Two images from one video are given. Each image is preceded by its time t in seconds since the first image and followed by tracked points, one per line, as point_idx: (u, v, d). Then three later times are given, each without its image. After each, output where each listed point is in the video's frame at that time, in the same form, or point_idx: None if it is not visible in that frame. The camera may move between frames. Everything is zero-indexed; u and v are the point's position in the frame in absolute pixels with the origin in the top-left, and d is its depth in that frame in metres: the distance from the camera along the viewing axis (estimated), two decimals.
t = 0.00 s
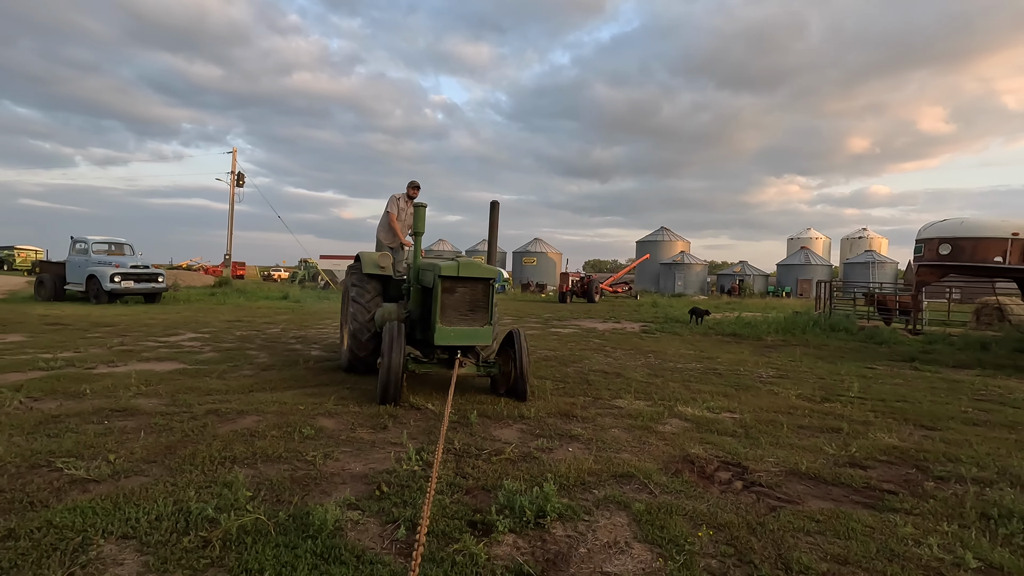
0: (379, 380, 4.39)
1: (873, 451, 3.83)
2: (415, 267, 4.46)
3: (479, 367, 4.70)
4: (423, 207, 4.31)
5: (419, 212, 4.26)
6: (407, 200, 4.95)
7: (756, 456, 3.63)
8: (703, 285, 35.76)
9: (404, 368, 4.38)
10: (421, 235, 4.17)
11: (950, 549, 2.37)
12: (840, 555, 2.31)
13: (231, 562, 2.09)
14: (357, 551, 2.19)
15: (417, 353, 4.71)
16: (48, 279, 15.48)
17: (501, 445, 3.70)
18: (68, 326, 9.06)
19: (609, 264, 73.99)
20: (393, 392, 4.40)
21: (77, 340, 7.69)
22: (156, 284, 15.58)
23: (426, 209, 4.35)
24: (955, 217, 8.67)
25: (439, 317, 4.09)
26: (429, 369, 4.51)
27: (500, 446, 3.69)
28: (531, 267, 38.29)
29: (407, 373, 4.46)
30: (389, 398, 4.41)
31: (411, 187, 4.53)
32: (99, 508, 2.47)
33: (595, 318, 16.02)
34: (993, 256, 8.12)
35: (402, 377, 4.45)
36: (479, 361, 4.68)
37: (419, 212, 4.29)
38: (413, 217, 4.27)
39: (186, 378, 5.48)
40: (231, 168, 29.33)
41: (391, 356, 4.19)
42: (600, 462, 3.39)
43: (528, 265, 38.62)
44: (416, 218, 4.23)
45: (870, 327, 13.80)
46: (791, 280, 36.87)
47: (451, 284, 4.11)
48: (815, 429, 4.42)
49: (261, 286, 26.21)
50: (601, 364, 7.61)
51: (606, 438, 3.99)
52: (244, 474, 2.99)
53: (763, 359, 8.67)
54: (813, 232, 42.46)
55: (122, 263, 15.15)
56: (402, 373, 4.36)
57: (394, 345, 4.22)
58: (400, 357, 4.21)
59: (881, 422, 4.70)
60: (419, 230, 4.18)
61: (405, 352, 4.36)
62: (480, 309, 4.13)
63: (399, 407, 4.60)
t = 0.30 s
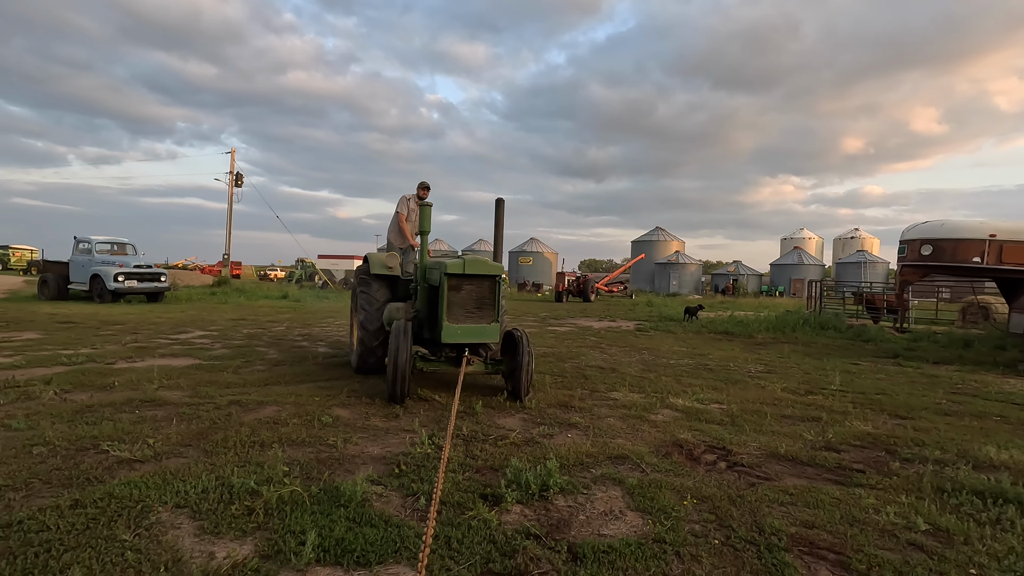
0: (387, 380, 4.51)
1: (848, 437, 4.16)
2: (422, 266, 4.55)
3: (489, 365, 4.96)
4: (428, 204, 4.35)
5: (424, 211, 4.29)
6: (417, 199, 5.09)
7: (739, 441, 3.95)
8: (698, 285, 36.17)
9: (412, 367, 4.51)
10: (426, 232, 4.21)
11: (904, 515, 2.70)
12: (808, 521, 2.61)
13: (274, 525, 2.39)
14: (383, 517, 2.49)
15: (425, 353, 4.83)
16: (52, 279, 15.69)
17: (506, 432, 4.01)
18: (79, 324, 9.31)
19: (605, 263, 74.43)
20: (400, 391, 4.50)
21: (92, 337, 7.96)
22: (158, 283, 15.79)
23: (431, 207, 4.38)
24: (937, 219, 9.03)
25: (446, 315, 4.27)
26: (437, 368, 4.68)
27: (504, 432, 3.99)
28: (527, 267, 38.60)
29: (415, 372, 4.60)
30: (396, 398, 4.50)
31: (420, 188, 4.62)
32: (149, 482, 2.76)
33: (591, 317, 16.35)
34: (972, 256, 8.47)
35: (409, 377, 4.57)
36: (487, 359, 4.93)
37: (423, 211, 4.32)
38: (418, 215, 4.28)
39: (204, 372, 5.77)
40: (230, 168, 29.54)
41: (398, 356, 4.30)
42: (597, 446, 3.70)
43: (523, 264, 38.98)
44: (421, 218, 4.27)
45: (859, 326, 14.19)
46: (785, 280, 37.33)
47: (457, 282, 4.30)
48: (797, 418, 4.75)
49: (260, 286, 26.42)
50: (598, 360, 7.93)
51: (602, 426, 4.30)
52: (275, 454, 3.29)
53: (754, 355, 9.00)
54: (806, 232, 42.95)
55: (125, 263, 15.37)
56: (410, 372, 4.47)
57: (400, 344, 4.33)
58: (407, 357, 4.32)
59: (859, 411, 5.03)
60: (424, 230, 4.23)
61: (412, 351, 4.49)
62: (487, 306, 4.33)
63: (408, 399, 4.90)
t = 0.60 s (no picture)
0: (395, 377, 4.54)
1: (828, 424, 4.46)
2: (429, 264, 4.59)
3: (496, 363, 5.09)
4: (434, 202, 4.45)
5: (431, 211, 4.39)
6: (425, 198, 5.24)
7: (726, 427, 4.26)
8: (693, 284, 36.55)
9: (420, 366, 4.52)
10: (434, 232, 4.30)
11: (870, 488, 3.00)
12: (784, 492, 2.90)
13: (304, 496, 2.65)
14: (403, 488, 2.78)
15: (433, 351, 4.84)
16: (54, 279, 15.86)
17: (508, 419, 4.29)
18: (87, 322, 9.51)
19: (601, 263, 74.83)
20: (407, 389, 4.53)
21: (102, 334, 8.17)
22: (160, 282, 15.98)
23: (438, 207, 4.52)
24: (920, 220, 9.36)
25: (454, 314, 4.36)
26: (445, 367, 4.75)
27: (507, 419, 4.28)
28: (523, 266, 38.87)
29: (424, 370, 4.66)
30: (403, 395, 4.54)
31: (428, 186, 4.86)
32: (186, 461, 3.03)
33: (587, 315, 16.66)
34: (953, 256, 8.82)
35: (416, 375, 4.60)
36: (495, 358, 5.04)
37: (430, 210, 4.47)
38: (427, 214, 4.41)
39: (217, 367, 6.02)
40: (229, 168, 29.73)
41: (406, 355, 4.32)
42: (593, 431, 4.00)
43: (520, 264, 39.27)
44: (430, 216, 4.40)
45: (848, 323, 14.54)
46: (778, 280, 37.75)
47: (465, 281, 4.39)
48: (781, 408, 5.05)
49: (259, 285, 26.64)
50: (594, 356, 8.23)
51: (599, 414, 4.59)
52: (297, 437, 3.56)
53: (744, 351, 9.31)
54: (799, 232, 43.43)
55: (128, 263, 15.56)
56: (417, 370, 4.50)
57: (409, 343, 4.35)
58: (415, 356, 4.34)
59: (839, 401, 5.34)
60: (432, 229, 4.33)
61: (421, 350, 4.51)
62: (495, 304, 4.41)
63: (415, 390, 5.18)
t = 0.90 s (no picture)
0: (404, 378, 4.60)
1: (810, 412, 4.79)
2: (440, 265, 4.78)
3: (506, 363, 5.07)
4: (445, 204, 4.61)
5: (443, 212, 4.59)
6: (435, 197, 5.44)
7: (715, 414, 4.58)
8: (688, 283, 36.95)
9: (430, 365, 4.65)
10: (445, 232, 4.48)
11: (841, 465, 3.33)
12: (763, 469, 3.23)
13: (334, 471, 2.96)
14: (422, 465, 3.09)
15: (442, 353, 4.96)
16: (59, 278, 16.09)
17: (512, 408, 4.60)
18: (97, 319, 9.74)
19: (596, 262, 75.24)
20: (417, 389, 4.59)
21: (116, 331, 8.42)
22: (164, 281, 16.24)
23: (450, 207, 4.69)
24: (905, 221, 9.68)
25: (464, 315, 4.39)
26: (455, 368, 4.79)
27: (511, 408, 4.59)
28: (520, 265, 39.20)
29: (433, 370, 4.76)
30: (413, 397, 4.58)
31: (437, 184, 5.10)
32: (222, 442, 3.33)
33: (583, 314, 17.00)
34: (935, 256, 9.14)
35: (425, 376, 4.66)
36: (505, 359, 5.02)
37: (442, 211, 4.66)
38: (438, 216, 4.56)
39: (233, 361, 6.31)
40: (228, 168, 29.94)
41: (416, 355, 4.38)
42: (591, 417, 4.32)
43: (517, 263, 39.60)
44: (441, 217, 4.59)
45: (838, 321, 14.92)
46: (772, 279, 38.20)
47: (476, 282, 4.42)
48: (768, 398, 5.39)
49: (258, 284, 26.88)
50: (591, 351, 8.55)
51: (597, 404, 4.91)
52: (319, 422, 3.87)
53: (736, 347, 9.65)
54: (793, 231, 43.92)
55: (133, 262, 15.81)
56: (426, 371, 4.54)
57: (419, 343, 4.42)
58: (425, 355, 4.40)
59: (823, 393, 5.68)
60: (443, 230, 4.45)
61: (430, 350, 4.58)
62: (505, 306, 4.43)
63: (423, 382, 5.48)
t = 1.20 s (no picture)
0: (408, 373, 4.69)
1: (794, 401, 5.10)
2: (446, 261, 4.96)
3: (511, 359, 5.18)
4: (452, 201, 4.78)
5: (448, 207, 4.72)
6: (441, 196, 5.59)
7: (704, 403, 4.89)
8: (684, 283, 37.28)
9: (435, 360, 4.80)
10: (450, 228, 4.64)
11: (818, 446, 3.63)
12: (746, 449, 3.53)
13: (354, 451, 3.24)
14: (434, 445, 3.38)
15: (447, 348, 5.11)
16: (63, 276, 16.29)
17: (514, 398, 4.90)
18: (107, 317, 10.00)
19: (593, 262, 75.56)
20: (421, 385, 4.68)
21: (127, 328, 8.68)
22: (167, 280, 16.44)
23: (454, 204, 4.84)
24: (890, 222, 10.00)
25: (469, 309, 4.63)
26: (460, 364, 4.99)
27: (513, 398, 4.88)
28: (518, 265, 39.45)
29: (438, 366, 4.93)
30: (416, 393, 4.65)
31: (441, 183, 5.30)
32: (249, 426, 3.63)
33: (581, 312, 17.29)
34: (919, 255, 9.46)
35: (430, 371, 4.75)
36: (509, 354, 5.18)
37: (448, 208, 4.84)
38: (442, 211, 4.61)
39: (245, 356, 6.58)
40: (228, 168, 30.11)
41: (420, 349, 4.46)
42: (588, 406, 4.62)
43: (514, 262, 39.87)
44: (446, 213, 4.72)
45: (829, 319, 15.24)
46: (767, 278, 38.56)
47: (479, 277, 4.67)
48: (755, 389, 5.71)
49: (257, 284, 27.07)
50: (588, 348, 8.85)
51: (593, 394, 5.21)
52: (335, 409, 4.16)
53: (728, 344, 9.96)
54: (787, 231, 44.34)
55: (136, 261, 16.01)
56: (429, 366, 4.62)
57: (422, 338, 4.50)
58: (428, 350, 4.48)
59: (808, 385, 5.99)
60: (448, 227, 4.66)
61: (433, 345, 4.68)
62: (508, 300, 4.69)
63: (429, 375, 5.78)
